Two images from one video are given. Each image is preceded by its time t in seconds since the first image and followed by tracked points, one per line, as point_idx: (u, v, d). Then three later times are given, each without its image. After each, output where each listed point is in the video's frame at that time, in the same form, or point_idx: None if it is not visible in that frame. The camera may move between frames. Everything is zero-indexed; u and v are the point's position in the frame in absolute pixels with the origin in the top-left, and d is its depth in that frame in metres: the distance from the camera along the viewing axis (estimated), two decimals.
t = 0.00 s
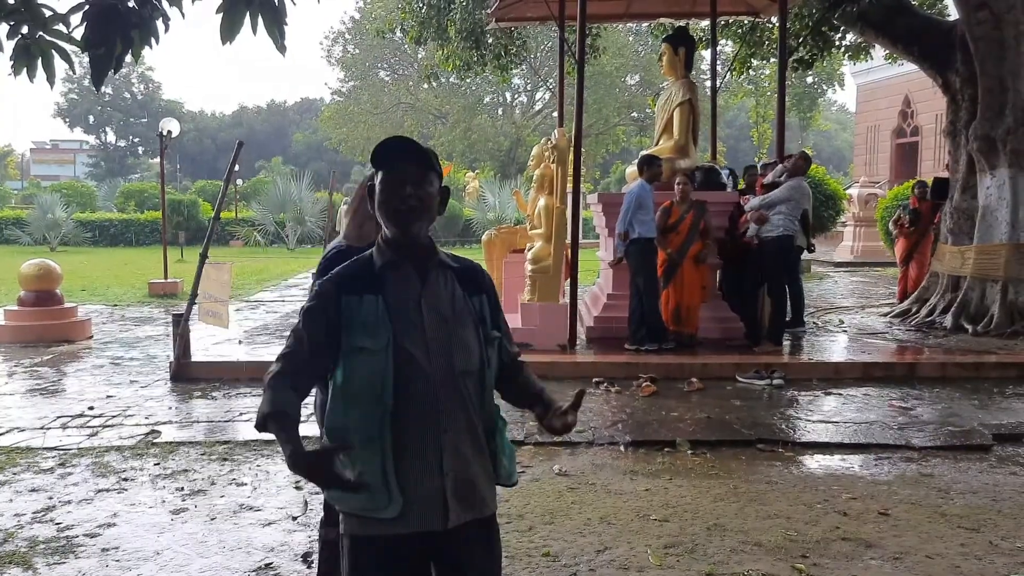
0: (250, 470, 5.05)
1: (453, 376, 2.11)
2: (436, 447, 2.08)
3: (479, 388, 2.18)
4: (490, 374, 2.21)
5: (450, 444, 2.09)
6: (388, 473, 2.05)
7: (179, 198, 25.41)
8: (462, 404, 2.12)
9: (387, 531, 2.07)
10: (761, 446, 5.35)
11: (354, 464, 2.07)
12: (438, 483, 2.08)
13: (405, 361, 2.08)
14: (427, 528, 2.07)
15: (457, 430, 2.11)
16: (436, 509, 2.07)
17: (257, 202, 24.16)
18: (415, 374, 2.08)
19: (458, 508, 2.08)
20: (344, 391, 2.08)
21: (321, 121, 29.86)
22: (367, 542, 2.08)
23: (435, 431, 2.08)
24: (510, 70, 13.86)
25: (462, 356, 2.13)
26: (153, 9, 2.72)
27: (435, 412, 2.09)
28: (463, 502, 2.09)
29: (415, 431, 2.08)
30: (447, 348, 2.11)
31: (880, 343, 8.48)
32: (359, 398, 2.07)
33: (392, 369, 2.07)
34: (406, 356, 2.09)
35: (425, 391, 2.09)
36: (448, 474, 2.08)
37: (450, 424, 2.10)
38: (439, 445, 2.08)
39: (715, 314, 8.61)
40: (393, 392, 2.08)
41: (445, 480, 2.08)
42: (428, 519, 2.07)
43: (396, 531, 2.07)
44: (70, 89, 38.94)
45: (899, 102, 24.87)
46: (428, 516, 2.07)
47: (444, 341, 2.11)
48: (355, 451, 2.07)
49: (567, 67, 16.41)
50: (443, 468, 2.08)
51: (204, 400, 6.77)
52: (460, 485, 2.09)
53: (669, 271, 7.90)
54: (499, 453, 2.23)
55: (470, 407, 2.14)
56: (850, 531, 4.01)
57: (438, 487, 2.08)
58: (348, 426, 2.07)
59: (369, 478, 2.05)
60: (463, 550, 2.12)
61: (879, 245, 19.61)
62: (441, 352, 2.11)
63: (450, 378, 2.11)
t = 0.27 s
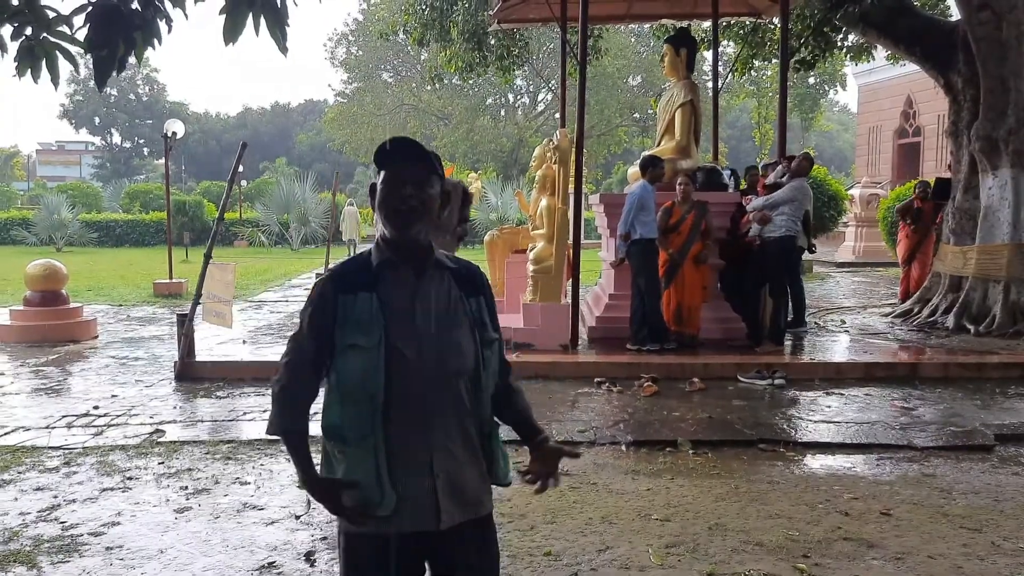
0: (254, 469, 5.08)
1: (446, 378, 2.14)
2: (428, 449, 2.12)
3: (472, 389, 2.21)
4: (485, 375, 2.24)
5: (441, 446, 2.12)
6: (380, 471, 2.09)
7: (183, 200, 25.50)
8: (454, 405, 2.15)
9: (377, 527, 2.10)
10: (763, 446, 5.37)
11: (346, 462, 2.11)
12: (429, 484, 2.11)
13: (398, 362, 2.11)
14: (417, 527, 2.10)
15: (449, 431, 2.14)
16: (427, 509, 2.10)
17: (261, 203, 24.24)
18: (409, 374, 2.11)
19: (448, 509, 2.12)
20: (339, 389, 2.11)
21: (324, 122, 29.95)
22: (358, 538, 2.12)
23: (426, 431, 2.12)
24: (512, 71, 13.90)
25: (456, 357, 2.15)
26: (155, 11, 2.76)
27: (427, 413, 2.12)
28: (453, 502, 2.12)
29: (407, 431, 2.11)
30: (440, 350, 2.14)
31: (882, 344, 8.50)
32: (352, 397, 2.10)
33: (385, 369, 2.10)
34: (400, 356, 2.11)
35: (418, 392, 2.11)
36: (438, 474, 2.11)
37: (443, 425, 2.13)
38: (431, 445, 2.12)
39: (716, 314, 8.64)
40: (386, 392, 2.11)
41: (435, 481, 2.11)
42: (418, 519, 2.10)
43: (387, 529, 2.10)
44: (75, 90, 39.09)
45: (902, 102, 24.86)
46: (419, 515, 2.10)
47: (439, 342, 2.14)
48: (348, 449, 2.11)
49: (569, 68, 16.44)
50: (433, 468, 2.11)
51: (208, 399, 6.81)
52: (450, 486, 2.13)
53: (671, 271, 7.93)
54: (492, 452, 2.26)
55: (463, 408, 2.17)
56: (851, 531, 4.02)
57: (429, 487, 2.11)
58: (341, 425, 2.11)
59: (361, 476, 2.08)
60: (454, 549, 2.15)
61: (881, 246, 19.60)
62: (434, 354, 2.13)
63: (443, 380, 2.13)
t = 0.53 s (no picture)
0: (257, 470, 5.05)
1: (444, 383, 2.11)
2: (425, 456, 2.08)
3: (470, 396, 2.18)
4: (483, 382, 2.21)
5: (439, 453, 2.09)
6: (376, 478, 2.05)
7: (187, 199, 25.51)
8: (452, 412, 2.12)
9: (376, 537, 2.06)
10: (769, 447, 5.33)
11: (341, 471, 2.07)
12: (426, 492, 2.07)
13: (396, 367, 2.08)
14: (415, 536, 2.06)
15: (447, 438, 2.11)
16: (424, 518, 2.06)
17: (265, 202, 24.22)
18: (406, 380, 2.08)
19: (445, 518, 2.08)
20: (335, 395, 2.07)
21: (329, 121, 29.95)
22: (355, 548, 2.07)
23: (423, 438, 2.08)
24: (517, 70, 13.86)
25: (453, 363, 2.12)
26: (157, 9, 2.72)
27: (425, 419, 2.08)
28: (451, 510, 2.09)
29: (403, 438, 2.08)
30: (438, 356, 2.10)
31: (889, 344, 8.44)
32: (348, 403, 2.06)
33: (382, 375, 2.07)
34: (398, 360, 2.08)
35: (415, 398, 2.08)
36: (435, 482, 2.07)
37: (441, 432, 2.10)
38: (427, 453, 2.08)
39: (722, 316, 8.57)
40: (382, 398, 2.08)
41: (433, 489, 2.07)
42: (415, 528, 2.06)
43: (383, 539, 2.06)
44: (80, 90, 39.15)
45: (909, 101, 24.75)
46: (416, 524, 2.06)
47: (437, 347, 2.11)
48: (344, 456, 2.07)
49: (575, 67, 16.39)
50: (430, 476, 2.07)
51: (212, 400, 6.79)
52: (448, 494, 2.09)
53: (676, 271, 7.90)
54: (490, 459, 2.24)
55: (461, 414, 2.14)
56: (858, 533, 3.98)
57: (426, 496, 2.07)
58: (337, 431, 2.07)
59: (357, 484, 2.05)
60: (452, 559, 2.12)
61: (888, 245, 19.50)
62: (432, 359, 2.10)
63: (440, 386, 2.10)
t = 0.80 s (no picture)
0: (263, 470, 5.06)
1: (455, 381, 2.10)
2: (434, 454, 2.08)
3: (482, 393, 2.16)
4: (498, 380, 2.19)
5: (449, 451, 2.09)
6: (385, 477, 2.06)
7: (195, 199, 25.59)
8: (462, 410, 2.11)
9: (384, 534, 2.06)
10: (776, 447, 5.31)
11: (353, 468, 2.08)
12: (435, 491, 2.07)
13: (407, 366, 2.08)
14: (423, 535, 2.06)
15: (457, 437, 2.10)
16: (433, 517, 2.06)
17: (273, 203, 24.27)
18: (416, 379, 2.08)
19: (455, 517, 2.07)
20: (347, 394, 2.08)
21: (336, 121, 30.00)
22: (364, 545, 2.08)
23: (432, 437, 2.08)
24: (524, 70, 13.86)
25: (464, 361, 2.11)
26: (163, 9, 2.73)
27: (434, 418, 2.09)
28: (460, 509, 2.08)
29: (414, 436, 2.09)
30: (449, 354, 2.10)
31: (897, 344, 8.41)
32: (360, 401, 2.07)
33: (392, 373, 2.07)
34: (410, 358, 2.08)
35: (425, 396, 2.08)
36: (445, 481, 2.07)
37: (450, 431, 2.09)
38: (437, 452, 2.08)
39: (729, 315, 8.53)
40: (394, 397, 2.09)
41: (442, 487, 2.07)
42: (424, 527, 2.06)
43: (392, 536, 2.06)
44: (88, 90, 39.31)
45: (917, 100, 24.65)
46: (426, 522, 2.06)
47: (447, 345, 2.10)
48: (356, 454, 2.08)
49: (582, 67, 16.39)
50: (439, 474, 2.07)
51: (218, 399, 6.81)
52: (457, 493, 2.08)
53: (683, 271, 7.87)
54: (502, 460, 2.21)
55: (472, 413, 2.12)
56: (865, 533, 3.97)
57: (435, 494, 2.07)
58: (350, 429, 2.08)
59: (368, 481, 2.06)
60: (462, 557, 2.11)
61: (896, 245, 19.43)
62: (443, 357, 2.09)
63: (451, 384, 2.09)
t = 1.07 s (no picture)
0: (271, 468, 5.07)
1: (467, 382, 2.09)
2: (445, 455, 2.09)
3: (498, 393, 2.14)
4: (515, 379, 2.16)
5: (460, 452, 2.09)
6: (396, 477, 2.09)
7: (203, 199, 25.68)
8: (474, 411, 2.10)
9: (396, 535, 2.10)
10: (784, 447, 5.30)
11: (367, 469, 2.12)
12: (446, 491, 2.08)
13: (419, 369, 2.10)
14: (434, 533, 2.08)
15: (469, 437, 2.10)
16: (443, 516, 2.08)
17: (281, 202, 24.32)
18: (428, 381, 2.10)
19: (465, 517, 2.08)
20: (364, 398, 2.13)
21: (344, 121, 30.06)
22: (378, 544, 2.11)
23: (444, 438, 2.09)
24: (532, 70, 13.86)
25: (477, 362, 2.10)
26: (171, 9, 2.75)
27: (446, 419, 2.09)
28: (471, 510, 2.09)
29: (425, 438, 2.10)
30: (460, 355, 2.10)
31: (906, 344, 8.37)
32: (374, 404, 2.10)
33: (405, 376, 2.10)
34: (420, 360, 2.10)
35: (436, 398, 2.10)
36: (455, 481, 2.08)
37: (462, 432, 2.10)
38: (448, 452, 2.09)
39: (737, 314, 8.51)
40: (406, 399, 2.11)
41: (453, 487, 2.08)
42: (435, 525, 2.08)
43: (406, 535, 2.09)
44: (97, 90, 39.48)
45: (926, 99, 24.53)
46: (435, 522, 2.08)
47: (458, 347, 2.10)
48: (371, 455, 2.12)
49: (589, 66, 16.38)
50: (449, 473, 2.09)
51: (227, 398, 6.83)
52: (468, 493, 2.09)
53: (691, 271, 7.85)
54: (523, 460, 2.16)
55: (485, 414, 2.11)
56: (873, 533, 3.95)
57: (445, 494, 2.08)
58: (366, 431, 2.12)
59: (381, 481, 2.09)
60: (477, 557, 2.11)
61: (905, 245, 19.34)
62: (454, 358, 2.09)
63: (462, 385, 2.09)
